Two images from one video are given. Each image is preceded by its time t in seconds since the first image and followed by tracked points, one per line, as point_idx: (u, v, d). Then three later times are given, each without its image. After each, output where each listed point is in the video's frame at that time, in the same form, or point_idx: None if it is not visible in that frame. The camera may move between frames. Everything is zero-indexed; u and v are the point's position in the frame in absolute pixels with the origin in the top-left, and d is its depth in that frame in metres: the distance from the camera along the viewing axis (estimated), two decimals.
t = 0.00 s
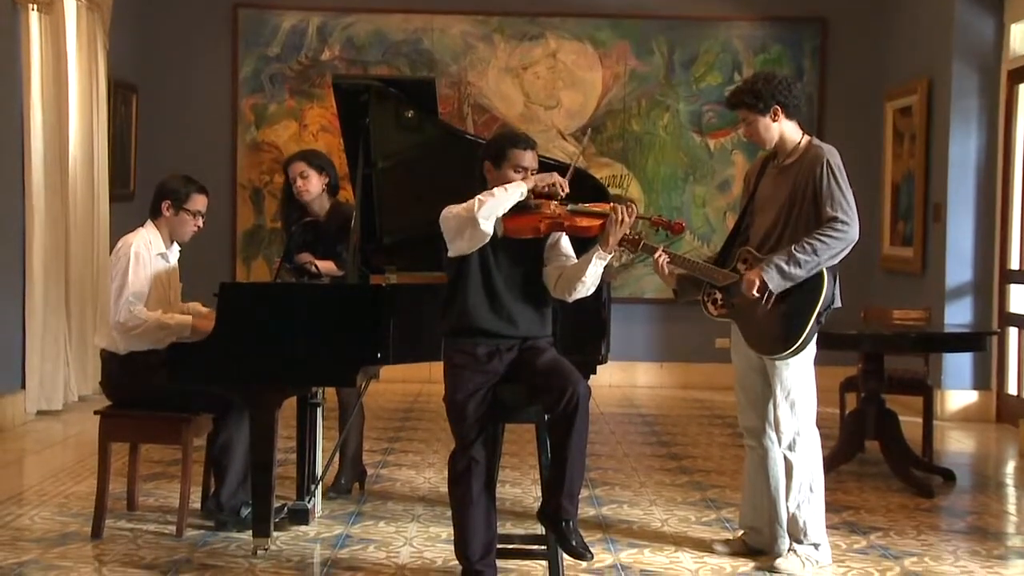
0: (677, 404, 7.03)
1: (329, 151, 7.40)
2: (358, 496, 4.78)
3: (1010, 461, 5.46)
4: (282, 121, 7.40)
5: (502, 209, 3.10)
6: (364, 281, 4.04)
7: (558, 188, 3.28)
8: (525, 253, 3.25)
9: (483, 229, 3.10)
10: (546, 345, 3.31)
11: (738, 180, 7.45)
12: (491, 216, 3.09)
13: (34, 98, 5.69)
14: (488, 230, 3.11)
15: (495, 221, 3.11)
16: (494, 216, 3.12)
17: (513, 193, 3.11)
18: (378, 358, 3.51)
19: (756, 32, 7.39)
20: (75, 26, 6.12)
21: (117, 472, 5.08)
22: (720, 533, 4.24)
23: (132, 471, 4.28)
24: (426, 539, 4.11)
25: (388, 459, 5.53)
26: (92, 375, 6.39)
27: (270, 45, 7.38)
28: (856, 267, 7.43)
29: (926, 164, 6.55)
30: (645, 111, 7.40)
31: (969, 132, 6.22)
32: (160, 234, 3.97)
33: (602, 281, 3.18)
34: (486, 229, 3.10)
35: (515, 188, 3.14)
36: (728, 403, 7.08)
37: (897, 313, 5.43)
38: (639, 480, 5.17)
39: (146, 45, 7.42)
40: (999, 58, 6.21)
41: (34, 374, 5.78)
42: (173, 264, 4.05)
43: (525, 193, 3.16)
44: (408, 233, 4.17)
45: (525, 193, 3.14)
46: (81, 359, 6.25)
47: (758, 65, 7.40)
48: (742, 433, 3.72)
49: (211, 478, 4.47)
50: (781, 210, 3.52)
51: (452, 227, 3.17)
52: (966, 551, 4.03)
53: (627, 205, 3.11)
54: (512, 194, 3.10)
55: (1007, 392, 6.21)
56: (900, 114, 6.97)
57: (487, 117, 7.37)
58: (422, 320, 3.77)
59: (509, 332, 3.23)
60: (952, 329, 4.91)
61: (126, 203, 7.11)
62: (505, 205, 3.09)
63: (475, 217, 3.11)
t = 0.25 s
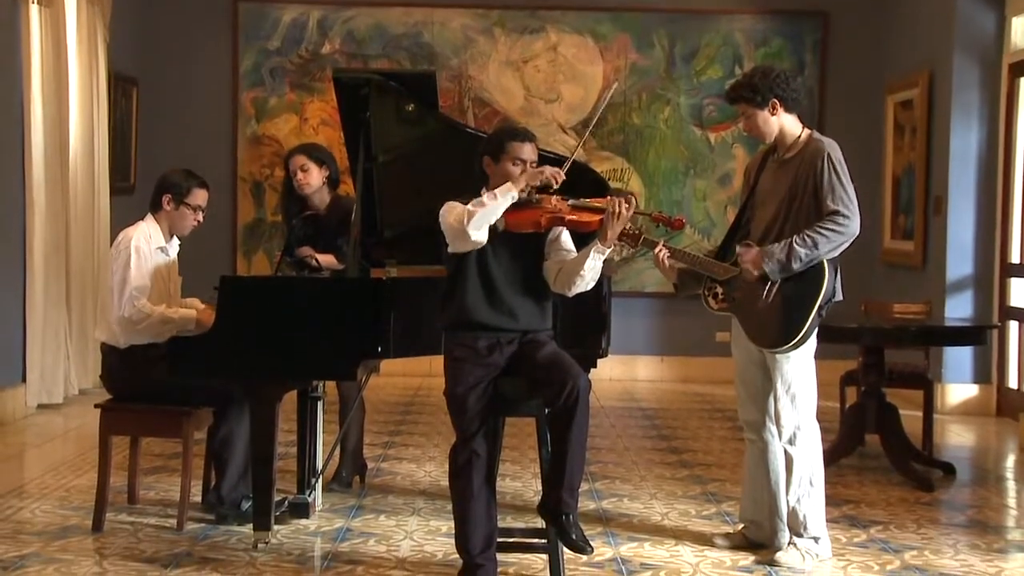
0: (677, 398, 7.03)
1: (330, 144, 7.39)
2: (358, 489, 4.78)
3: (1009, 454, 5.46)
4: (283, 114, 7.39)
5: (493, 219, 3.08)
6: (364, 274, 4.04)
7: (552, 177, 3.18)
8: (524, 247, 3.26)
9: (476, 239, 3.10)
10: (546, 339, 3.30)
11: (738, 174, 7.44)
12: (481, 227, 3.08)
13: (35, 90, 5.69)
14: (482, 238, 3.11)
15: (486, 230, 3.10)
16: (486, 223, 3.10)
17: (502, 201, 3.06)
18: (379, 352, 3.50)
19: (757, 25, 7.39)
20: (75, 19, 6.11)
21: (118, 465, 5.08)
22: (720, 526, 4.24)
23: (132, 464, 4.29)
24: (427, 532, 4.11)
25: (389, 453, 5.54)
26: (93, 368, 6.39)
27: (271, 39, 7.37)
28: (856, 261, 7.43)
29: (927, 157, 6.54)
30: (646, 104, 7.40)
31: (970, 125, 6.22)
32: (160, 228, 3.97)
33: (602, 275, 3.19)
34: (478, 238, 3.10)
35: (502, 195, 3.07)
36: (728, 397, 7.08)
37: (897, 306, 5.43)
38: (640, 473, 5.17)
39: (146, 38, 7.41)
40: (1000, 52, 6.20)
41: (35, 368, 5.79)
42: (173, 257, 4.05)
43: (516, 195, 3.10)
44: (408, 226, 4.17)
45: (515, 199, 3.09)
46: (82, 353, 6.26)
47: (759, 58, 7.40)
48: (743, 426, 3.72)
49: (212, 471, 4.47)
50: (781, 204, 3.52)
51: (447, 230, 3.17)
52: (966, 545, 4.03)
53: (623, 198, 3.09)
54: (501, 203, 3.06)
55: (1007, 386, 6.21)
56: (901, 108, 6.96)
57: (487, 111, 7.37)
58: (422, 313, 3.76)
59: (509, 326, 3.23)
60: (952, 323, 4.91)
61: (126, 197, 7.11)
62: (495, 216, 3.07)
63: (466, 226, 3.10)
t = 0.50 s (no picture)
0: (677, 392, 7.04)
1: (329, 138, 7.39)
2: (358, 483, 4.78)
3: (1009, 448, 5.47)
4: (283, 108, 7.39)
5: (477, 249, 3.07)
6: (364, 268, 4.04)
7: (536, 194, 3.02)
8: (524, 241, 3.26)
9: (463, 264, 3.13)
10: (546, 332, 3.31)
11: (739, 169, 7.44)
12: (467, 256, 3.09)
13: (35, 83, 5.69)
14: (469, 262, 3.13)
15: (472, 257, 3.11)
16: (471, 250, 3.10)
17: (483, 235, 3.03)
18: (380, 346, 3.50)
19: (758, 20, 7.38)
20: (75, 12, 6.11)
21: (119, 459, 5.09)
22: (720, 521, 4.25)
23: (133, 458, 4.29)
24: (426, 526, 4.11)
25: (389, 447, 5.54)
26: (93, 363, 6.40)
27: (271, 33, 7.37)
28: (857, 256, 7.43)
29: (927, 151, 6.54)
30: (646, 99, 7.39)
31: (970, 119, 6.22)
32: (161, 222, 3.97)
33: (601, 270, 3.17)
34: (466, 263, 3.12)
35: (487, 226, 3.02)
36: (728, 392, 7.08)
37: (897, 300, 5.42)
38: (640, 468, 5.17)
39: (146, 32, 7.41)
40: (1000, 46, 6.20)
41: (35, 362, 5.79)
42: (174, 252, 4.04)
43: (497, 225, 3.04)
44: (408, 220, 4.17)
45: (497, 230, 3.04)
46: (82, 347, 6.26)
47: (759, 52, 7.39)
48: (743, 421, 3.72)
49: (212, 465, 4.48)
50: (781, 197, 3.52)
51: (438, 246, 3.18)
52: (965, 539, 4.03)
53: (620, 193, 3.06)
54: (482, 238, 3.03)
55: (1007, 380, 6.21)
56: (902, 102, 6.95)
57: (487, 105, 7.36)
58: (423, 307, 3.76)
59: (509, 320, 3.24)
60: (952, 317, 4.91)
61: (126, 191, 7.11)
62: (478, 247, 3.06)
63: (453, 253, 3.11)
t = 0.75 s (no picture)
0: (678, 386, 7.04)
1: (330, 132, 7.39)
2: (359, 477, 4.79)
3: (1010, 442, 5.47)
4: (283, 102, 7.39)
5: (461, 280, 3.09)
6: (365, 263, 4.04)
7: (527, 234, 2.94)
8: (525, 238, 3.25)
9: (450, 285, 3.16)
10: (546, 326, 3.31)
11: (739, 163, 7.44)
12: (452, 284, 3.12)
13: (35, 75, 5.69)
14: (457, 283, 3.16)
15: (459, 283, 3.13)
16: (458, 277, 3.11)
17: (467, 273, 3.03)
18: (381, 341, 3.51)
19: (759, 13, 7.38)
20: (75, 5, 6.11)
21: (120, 453, 5.09)
22: (720, 515, 4.25)
23: (133, 452, 4.29)
24: (427, 520, 4.12)
25: (390, 441, 5.54)
26: (93, 356, 6.40)
27: (271, 26, 7.37)
28: (857, 250, 7.43)
29: (928, 145, 6.54)
30: (647, 92, 7.38)
31: (971, 113, 6.21)
32: (161, 216, 3.97)
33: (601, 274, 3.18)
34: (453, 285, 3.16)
35: (464, 267, 3.04)
36: (728, 385, 7.08)
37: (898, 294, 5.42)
38: (641, 461, 5.18)
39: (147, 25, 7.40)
40: (1002, 39, 6.19)
41: (35, 356, 5.79)
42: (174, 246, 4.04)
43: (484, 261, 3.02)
44: (409, 214, 4.17)
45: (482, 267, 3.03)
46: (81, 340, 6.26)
47: (760, 46, 7.39)
48: (743, 415, 3.72)
49: (213, 460, 4.48)
50: (783, 191, 3.51)
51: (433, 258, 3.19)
52: (965, 533, 4.03)
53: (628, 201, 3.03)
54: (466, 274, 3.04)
55: (1008, 374, 6.21)
56: (902, 96, 6.95)
57: (488, 99, 7.35)
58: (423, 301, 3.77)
59: (510, 314, 3.24)
60: (953, 311, 4.91)
61: (127, 184, 7.10)
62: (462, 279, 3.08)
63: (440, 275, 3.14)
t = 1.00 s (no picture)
0: (678, 381, 7.04)
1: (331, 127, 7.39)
2: (360, 471, 4.79)
3: (1010, 436, 5.47)
4: (284, 96, 7.38)
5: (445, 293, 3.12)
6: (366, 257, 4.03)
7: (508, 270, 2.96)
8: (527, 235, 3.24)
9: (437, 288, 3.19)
10: (546, 319, 3.31)
11: (740, 157, 7.43)
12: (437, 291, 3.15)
13: (36, 67, 5.69)
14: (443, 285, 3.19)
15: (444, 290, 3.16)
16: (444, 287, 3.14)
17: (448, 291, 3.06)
18: (381, 335, 3.49)
19: (760, 8, 7.39)
20: None
21: (121, 447, 5.08)
22: (721, 509, 4.25)
23: (135, 446, 4.29)
24: (428, 514, 4.12)
25: (391, 435, 5.54)
26: (94, 349, 6.39)
27: (272, 20, 7.37)
28: (858, 245, 7.43)
29: (929, 139, 6.54)
30: (648, 87, 7.38)
31: (973, 106, 6.21)
32: (161, 211, 3.96)
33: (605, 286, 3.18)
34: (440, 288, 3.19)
35: (447, 288, 3.05)
36: (729, 380, 7.09)
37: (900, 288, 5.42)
38: (642, 456, 5.18)
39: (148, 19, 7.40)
40: (1003, 33, 6.19)
41: (35, 349, 5.79)
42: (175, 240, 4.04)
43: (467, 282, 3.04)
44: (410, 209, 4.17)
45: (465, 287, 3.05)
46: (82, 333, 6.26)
47: (761, 40, 7.39)
48: (745, 410, 3.71)
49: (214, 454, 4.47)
50: (784, 186, 3.51)
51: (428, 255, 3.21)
52: (966, 527, 4.04)
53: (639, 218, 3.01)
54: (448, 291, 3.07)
55: (1008, 368, 6.22)
56: (904, 90, 6.94)
57: (489, 93, 7.34)
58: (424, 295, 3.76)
59: (510, 307, 3.24)
60: (954, 304, 4.91)
61: (127, 178, 7.10)
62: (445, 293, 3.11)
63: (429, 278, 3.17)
